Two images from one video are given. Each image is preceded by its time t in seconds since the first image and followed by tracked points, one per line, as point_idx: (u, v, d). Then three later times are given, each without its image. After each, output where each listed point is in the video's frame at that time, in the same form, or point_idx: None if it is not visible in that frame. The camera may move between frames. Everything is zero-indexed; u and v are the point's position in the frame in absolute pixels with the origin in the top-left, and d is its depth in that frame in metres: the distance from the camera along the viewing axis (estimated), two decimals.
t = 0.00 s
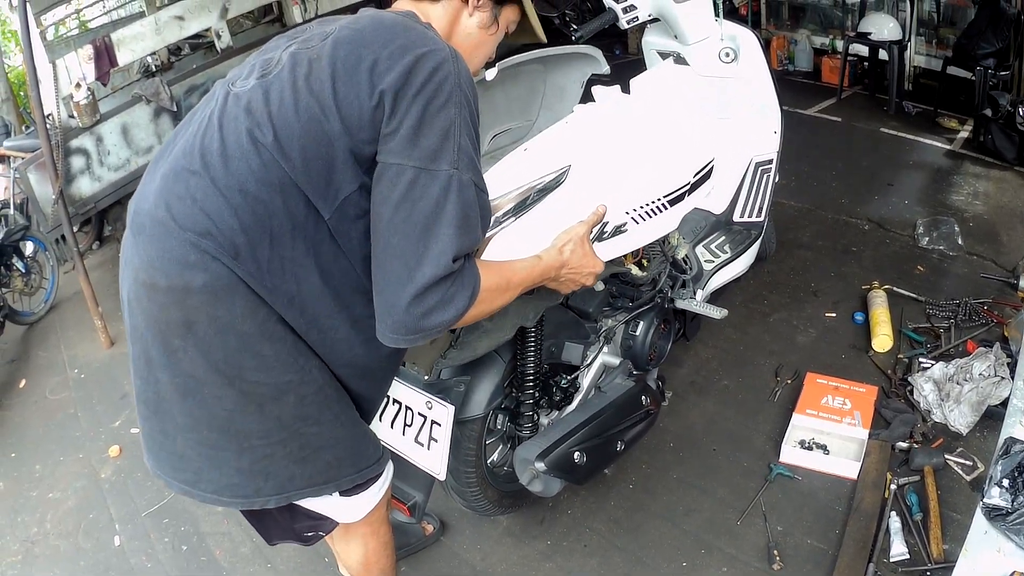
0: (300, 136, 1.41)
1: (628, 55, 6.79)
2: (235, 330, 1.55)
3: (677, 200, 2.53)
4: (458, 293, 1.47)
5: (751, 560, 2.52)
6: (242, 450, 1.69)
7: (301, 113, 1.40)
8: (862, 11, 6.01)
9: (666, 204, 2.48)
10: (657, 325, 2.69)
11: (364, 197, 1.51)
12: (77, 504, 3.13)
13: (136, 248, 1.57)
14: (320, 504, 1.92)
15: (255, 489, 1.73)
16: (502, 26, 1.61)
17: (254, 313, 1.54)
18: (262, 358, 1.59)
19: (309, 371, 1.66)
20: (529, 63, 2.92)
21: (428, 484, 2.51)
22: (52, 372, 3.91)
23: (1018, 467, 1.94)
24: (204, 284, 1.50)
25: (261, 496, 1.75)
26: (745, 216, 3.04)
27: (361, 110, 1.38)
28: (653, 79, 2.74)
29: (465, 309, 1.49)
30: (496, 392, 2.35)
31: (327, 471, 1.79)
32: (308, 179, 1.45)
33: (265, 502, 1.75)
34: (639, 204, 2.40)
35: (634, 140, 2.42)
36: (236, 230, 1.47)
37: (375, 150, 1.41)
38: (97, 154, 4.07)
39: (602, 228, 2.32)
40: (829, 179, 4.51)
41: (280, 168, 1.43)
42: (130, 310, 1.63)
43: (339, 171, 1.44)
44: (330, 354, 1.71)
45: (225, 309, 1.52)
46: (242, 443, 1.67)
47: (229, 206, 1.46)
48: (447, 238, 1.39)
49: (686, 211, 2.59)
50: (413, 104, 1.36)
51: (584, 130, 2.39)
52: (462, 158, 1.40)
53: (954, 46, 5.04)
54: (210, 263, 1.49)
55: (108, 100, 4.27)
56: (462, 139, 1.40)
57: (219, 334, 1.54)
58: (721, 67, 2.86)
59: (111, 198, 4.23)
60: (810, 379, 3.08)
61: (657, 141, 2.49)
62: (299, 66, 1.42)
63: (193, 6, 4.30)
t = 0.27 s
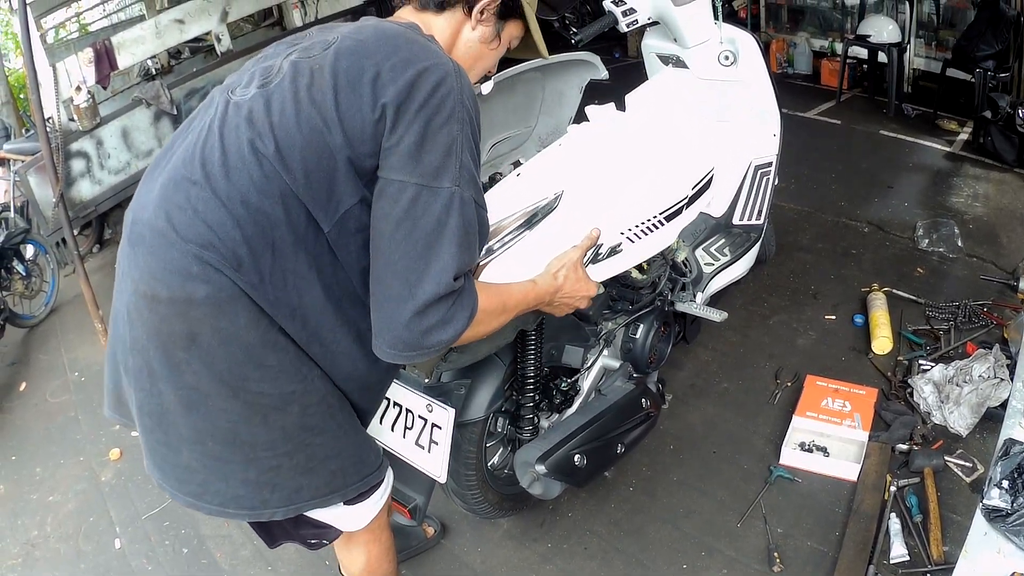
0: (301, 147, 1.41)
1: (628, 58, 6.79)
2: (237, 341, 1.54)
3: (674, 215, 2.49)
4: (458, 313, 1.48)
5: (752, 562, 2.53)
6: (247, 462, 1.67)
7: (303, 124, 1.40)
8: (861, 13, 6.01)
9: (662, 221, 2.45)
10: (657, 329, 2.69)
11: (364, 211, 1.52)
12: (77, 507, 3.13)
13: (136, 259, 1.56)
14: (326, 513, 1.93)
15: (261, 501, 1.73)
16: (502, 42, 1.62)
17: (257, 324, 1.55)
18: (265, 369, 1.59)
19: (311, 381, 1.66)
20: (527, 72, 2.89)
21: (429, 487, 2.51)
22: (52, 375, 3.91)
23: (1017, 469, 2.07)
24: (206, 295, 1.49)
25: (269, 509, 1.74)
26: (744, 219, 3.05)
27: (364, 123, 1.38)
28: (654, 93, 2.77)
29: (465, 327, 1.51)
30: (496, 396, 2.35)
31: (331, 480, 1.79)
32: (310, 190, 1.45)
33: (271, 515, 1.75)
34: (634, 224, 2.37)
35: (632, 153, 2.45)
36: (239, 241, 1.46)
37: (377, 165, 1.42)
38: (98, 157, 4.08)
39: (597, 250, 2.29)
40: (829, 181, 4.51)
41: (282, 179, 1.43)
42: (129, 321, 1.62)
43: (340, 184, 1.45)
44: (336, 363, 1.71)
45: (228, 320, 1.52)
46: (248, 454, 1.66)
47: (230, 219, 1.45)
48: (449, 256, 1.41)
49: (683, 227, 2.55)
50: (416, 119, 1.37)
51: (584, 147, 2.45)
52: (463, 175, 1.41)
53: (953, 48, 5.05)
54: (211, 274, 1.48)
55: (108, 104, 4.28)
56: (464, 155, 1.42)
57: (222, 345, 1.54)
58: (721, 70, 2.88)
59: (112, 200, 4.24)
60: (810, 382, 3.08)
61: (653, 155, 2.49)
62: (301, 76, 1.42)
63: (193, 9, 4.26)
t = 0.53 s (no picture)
0: (294, 145, 1.41)
1: (627, 59, 6.80)
2: (231, 334, 1.54)
3: (667, 224, 2.49)
4: (441, 318, 1.48)
5: (752, 563, 2.53)
6: (239, 453, 1.68)
7: (296, 123, 1.41)
8: (861, 14, 6.03)
9: (655, 232, 2.44)
10: (657, 329, 2.69)
11: (354, 210, 1.52)
12: (78, 508, 3.13)
13: (134, 252, 1.57)
14: (318, 508, 1.92)
15: (251, 493, 1.72)
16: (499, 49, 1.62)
17: (250, 316, 1.54)
18: (258, 361, 1.59)
19: (304, 374, 1.66)
20: (525, 76, 2.89)
21: (429, 487, 2.52)
22: (52, 376, 3.92)
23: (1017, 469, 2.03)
24: (199, 288, 1.49)
25: (258, 500, 1.73)
26: (744, 219, 3.04)
27: (355, 125, 1.39)
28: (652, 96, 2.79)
29: (448, 331, 1.51)
30: (497, 396, 2.35)
31: (326, 474, 1.79)
32: (302, 188, 1.45)
33: (262, 506, 1.74)
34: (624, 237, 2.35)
35: (627, 159, 2.51)
36: (233, 236, 1.47)
37: (366, 165, 1.42)
38: (98, 158, 4.09)
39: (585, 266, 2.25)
40: (828, 182, 4.52)
41: (275, 177, 1.43)
42: (126, 310, 1.62)
43: (331, 182, 1.45)
44: (329, 360, 1.72)
45: (221, 312, 1.52)
46: (240, 443, 1.66)
47: (223, 212, 1.45)
48: (434, 258, 1.40)
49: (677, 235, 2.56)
50: (405, 120, 1.37)
51: (591, 155, 2.54)
52: (451, 177, 1.41)
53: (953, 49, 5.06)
54: (205, 267, 1.48)
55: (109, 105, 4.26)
56: (451, 160, 1.41)
57: (216, 337, 1.54)
58: (720, 70, 2.88)
59: (112, 202, 4.24)
60: (810, 382, 3.08)
61: (648, 166, 2.52)
62: (296, 76, 1.43)
63: (192, 11, 4.26)
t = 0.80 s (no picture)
0: (279, 126, 1.44)
1: (628, 60, 6.80)
2: (225, 309, 1.57)
3: (659, 228, 2.46)
4: (423, 295, 1.47)
5: (753, 563, 2.53)
6: (231, 426, 1.68)
7: (282, 106, 1.44)
8: (861, 15, 6.04)
9: (649, 235, 2.43)
10: (658, 329, 2.70)
11: (340, 188, 1.53)
12: (79, 508, 3.13)
13: (140, 234, 1.63)
14: (311, 483, 1.90)
15: (244, 462, 1.72)
16: (487, 36, 1.61)
17: (245, 291, 1.57)
18: (252, 336, 1.61)
19: (298, 351, 1.67)
20: (523, 76, 2.88)
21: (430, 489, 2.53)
22: (53, 375, 3.92)
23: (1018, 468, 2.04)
24: (195, 265, 1.54)
25: (249, 468, 1.73)
26: (744, 219, 3.06)
27: (336, 105, 1.41)
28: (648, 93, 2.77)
29: (428, 313, 1.49)
30: (497, 396, 2.35)
31: (321, 450, 1.78)
32: (290, 167, 1.48)
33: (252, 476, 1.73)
34: (613, 244, 2.34)
35: (622, 160, 2.48)
36: (225, 215, 1.51)
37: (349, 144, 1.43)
38: (99, 158, 4.09)
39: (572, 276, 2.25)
40: (829, 183, 4.52)
41: (263, 157, 1.47)
42: (133, 290, 1.68)
43: (317, 162, 1.47)
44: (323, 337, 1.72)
45: (216, 289, 1.55)
46: (234, 415, 1.67)
47: (216, 192, 1.50)
48: (411, 231, 1.40)
49: (673, 235, 2.52)
50: (383, 98, 1.38)
51: (582, 160, 2.47)
52: (430, 155, 1.41)
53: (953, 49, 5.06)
54: (200, 245, 1.53)
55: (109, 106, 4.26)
56: (430, 138, 1.41)
57: (209, 312, 1.58)
58: (720, 71, 2.86)
59: (113, 202, 4.25)
60: (810, 383, 3.09)
61: (643, 169, 2.51)
62: (285, 63, 1.46)
63: (193, 11, 4.26)
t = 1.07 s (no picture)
0: (268, 108, 1.49)
1: (629, 60, 6.80)
2: (220, 288, 1.62)
3: (660, 233, 2.46)
4: (414, 268, 1.48)
5: (754, 564, 2.53)
6: (230, 400, 1.71)
7: (270, 88, 1.49)
8: (862, 16, 6.04)
9: (648, 241, 2.42)
10: (660, 329, 2.69)
11: (330, 166, 1.56)
12: (80, 508, 3.13)
13: (146, 222, 1.70)
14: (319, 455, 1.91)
15: (244, 436, 1.74)
16: (480, 18, 1.61)
17: (239, 271, 1.61)
18: (248, 313, 1.65)
19: (294, 329, 1.70)
20: (524, 78, 2.89)
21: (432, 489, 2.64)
22: (54, 376, 3.92)
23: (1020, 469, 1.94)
24: (192, 246, 1.59)
25: (250, 444, 1.75)
26: (745, 220, 3.06)
27: (321, 84, 1.45)
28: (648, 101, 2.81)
29: (420, 286, 1.51)
30: (498, 398, 2.36)
31: (321, 427, 1.79)
32: (280, 146, 1.52)
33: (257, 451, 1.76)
34: (611, 249, 2.32)
35: (620, 165, 2.51)
36: (220, 196, 1.56)
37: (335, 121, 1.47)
38: (100, 159, 4.09)
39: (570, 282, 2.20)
40: (830, 183, 4.52)
41: (254, 138, 1.52)
42: (140, 276, 1.75)
43: (305, 140, 1.51)
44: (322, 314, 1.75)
45: (212, 268, 1.60)
46: (232, 389, 1.70)
47: (211, 173, 1.55)
48: (396, 201, 1.42)
49: (675, 239, 2.53)
50: (365, 74, 1.41)
51: (583, 163, 2.52)
52: (412, 127, 1.42)
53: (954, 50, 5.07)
54: (197, 227, 1.58)
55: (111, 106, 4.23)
56: (413, 110, 1.43)
57: (205, 291, 1.62)
58: (722, 72, 2.85)
59: (113, 203, 4.25)
60: (812, 383, 3.09)
61: (644, 172, 2.53)
62: (275, 50, 1.52)
63: (195, 11, 4.25)
